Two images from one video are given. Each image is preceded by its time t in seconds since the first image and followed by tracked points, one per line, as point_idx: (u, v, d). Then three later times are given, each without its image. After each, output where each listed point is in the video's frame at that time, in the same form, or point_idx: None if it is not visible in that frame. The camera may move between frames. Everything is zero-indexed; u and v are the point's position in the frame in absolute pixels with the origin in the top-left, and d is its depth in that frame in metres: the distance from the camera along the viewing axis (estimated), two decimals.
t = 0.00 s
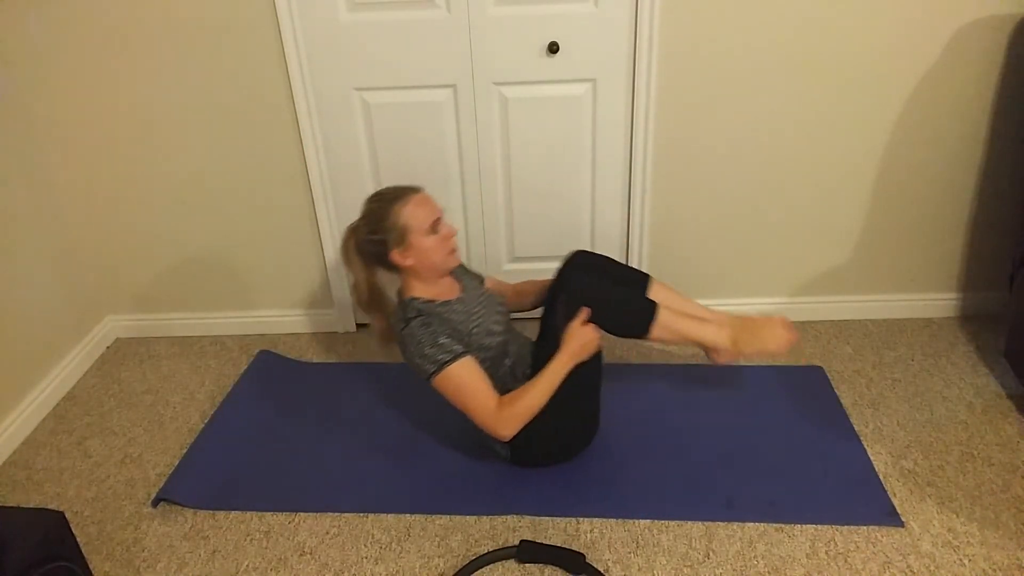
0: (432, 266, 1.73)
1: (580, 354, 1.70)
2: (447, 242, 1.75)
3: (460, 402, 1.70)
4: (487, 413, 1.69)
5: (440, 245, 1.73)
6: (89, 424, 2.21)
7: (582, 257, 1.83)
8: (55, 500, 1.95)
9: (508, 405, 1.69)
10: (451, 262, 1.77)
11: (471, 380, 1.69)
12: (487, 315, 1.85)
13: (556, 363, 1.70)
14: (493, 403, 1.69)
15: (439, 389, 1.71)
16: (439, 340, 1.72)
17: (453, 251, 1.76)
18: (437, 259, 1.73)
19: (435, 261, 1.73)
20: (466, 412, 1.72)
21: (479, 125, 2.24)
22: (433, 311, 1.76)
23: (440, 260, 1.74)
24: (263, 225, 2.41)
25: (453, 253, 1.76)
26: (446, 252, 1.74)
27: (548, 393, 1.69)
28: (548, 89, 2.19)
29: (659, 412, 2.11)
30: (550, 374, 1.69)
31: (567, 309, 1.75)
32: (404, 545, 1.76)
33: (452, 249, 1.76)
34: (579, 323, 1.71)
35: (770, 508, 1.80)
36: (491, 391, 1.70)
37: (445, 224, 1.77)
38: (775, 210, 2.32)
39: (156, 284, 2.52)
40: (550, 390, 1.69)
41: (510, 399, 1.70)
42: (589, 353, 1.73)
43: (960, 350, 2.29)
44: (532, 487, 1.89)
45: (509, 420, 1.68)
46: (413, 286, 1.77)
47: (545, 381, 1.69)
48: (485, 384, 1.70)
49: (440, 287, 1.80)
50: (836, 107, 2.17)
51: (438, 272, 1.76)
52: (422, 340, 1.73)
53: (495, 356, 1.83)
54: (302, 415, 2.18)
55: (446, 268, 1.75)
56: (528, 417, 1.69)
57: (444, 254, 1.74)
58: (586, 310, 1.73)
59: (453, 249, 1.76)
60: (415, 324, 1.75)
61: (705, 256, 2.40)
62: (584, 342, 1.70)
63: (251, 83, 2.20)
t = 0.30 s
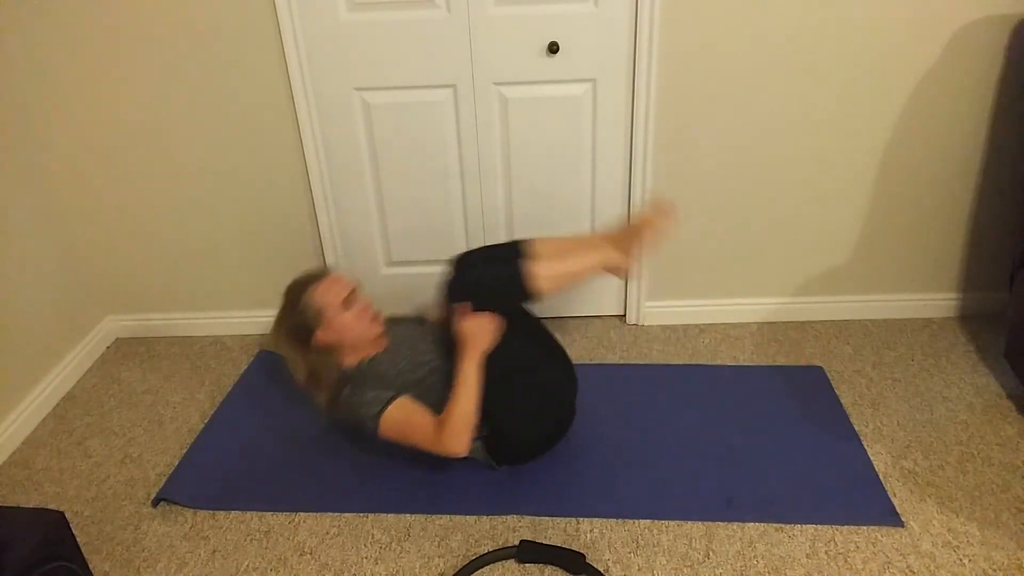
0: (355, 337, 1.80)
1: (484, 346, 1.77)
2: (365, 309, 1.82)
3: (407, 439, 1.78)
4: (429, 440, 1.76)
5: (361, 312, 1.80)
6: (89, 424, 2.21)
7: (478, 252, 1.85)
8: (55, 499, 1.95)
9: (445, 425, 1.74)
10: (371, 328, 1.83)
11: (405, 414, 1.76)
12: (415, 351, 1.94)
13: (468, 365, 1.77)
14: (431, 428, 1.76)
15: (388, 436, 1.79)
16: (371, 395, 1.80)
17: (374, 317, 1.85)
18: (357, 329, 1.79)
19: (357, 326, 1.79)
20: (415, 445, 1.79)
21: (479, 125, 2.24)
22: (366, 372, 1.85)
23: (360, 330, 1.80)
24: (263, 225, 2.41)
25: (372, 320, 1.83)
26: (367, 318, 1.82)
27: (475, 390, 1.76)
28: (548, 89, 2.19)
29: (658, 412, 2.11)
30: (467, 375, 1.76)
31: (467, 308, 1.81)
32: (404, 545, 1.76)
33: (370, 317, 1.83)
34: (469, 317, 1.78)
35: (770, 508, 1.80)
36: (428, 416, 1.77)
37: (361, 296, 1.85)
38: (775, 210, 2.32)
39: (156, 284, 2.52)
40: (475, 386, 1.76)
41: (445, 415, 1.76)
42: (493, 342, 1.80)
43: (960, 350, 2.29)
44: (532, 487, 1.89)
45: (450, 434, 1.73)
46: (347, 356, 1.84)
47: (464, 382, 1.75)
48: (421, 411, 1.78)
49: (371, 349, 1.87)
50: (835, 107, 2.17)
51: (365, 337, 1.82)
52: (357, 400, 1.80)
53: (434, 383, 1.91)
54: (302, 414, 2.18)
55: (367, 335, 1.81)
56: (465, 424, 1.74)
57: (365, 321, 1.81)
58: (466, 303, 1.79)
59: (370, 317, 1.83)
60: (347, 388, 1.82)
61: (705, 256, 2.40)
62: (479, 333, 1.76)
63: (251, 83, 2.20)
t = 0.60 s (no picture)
0: (299, 394, 1.95)
1: (364, 352, 1.80)
2: (292, 366, 1.95)
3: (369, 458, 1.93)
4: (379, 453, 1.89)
5: (290, 371, 1.94)
6: (89, 424, 2.21)
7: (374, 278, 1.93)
8: (55, 500, 1.95)
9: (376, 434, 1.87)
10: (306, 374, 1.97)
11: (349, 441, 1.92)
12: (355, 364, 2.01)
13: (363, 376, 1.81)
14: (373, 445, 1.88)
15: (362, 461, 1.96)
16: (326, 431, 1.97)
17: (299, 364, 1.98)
18: (293, 383, 1.94)
19: (298, 384, 1.95)
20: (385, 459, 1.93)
21: (479, 125, 2.24)
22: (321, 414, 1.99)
23: (297, 382, 1.94)
24: (263, 225, 2.41)
25: (300, 369, 1.96)
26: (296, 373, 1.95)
27: (386, 393, 1.82)
28: (549, 89, 2.19)
29: (658, 412, 2.11)
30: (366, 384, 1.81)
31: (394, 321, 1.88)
32: (404, 545, 1.76)
33: (297, 367, 1.96)
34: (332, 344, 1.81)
35: (770, 508, 1.80)
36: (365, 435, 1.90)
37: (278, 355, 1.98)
38: (775, 210, 2.32)
39: (156, 284, 2.52)
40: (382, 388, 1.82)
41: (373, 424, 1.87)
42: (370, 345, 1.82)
43: (960, 349, 2.29)
44: (531, 487, 1.89)
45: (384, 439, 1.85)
46: (305, 411, 1.98)
47: (372, 393, 1.81)
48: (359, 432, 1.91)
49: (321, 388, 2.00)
50: (835, 107, 2.17)
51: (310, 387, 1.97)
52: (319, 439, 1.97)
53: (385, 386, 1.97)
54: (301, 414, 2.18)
55: (307, 381, 1.96)
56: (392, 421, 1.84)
57: (297, 376, 1.95)
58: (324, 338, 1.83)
59: (297, 368, 1.96)
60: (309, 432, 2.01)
61: (705, 256, 2.40)
62: (357, 344, 1.78)
63: (250, 82, 2.20)
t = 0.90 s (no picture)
0: (293, 398, 1.99)
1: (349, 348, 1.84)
2: (286, 372, 2.00)
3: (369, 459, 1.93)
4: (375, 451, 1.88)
5: (281, 377, 1.98)
6: (89, 424, 2.21)
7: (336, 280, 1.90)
8: (55, 500, 1.95)
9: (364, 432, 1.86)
10: (303, 379, 2.01)
11: (343, 443, 1.92)
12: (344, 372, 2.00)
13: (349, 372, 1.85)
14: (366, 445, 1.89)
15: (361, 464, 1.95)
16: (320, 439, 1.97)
17: (295, 369, 2.01)
18: (286, 388, 1.98)
19: (289, 390, 1.98)
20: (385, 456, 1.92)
21: (479, 125, 2.24)
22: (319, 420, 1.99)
23: (290, 387, 1.98)
24: (263, 224, 2.41)
25: (295, 373, 2.00)
26: (290, 379, 1.99)
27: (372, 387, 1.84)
28: (549, 89, 2.19)
29: (658, 412, 2.11)
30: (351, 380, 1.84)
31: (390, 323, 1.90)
32: (404, 545, 1.76)
33: (292, 372, 2.00)
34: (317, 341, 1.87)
35: (770, 508, 1.80)
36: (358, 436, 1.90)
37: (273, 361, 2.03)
38: (775, 210, 2.32)
39: (155, 284, 2.52)
40: (363, 381, 1.84)
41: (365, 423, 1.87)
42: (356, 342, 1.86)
43: (960, 350, 2.29)
44: (531, 487, 1.89)
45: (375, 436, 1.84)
46: (303, 415, 2.01)
47: (355, 385, 1.83)
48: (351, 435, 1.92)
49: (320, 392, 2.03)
50: (835, 107, 2.17)
51: (303, 391, 2.00)
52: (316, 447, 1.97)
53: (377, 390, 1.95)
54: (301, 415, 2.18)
55: (302, 387, 2.00)
56: (379, 416, 1.83)
57: (291, 382, 1.99)
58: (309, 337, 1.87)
59: (292, 373, 2.00)
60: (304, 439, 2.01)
61: (704, 256, 2.40)
62: (340, 338, 1.83)
63: (250, 82, 2.20)
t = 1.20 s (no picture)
0: (331, 370, 1.87)
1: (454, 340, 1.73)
2: (333, 339, 1.87)
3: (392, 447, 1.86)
4: (410, 441, 1.81)
5: (327, 346, 1.85)
6: (89, 424, 2.21)
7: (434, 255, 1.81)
8: (55, 499, 1.95)
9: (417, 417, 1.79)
10: (345, 352, 1.89)
11: (376, 424, 1.85)
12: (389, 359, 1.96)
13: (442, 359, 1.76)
14: (404, 432, 1.81)
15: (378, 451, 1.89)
16: (343, 416, 1.90)
17: (341, 342, 1.89)
18: (330, 359, 1.85)
19: (330, 361, 1.85)
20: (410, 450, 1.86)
21: (479, 124, 2.24)
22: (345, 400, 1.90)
23: (333, 359, 1.86)
24: (263, 224, 2.41)
25: (341, 346, 1.88)
26: (336, 349, 1.87)
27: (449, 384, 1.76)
28: (548, 90, 2.19)
29: (658, 412, 2.11)
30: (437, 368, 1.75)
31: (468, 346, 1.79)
32: (404, 545, 1.76)
33: (337, 343, 1.88)
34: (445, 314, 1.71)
35: (769, 509, 1.80)
36: (398, 421, 1.83)
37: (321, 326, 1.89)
38: (775, 210, 2.32)
39: (156, 284, 2.52)
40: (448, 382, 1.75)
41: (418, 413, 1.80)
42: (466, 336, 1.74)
43: (960, 350, 2.29)
44: (532, 487, 1.89)
45: (422, 430, 1.77)
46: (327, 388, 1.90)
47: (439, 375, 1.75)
48: (392, 417, 1.84)
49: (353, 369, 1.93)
50: (836, 107, 2.17)
51: (339, 367, 1.88)
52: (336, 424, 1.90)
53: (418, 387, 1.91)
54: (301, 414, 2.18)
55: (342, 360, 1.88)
56: (441, 416, 1.76)
57: (335, 354, 1.86)
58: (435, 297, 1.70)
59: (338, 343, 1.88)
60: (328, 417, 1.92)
61: (704, 256, 2.40)
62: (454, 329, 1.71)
63: (250, 83, 2.20)
